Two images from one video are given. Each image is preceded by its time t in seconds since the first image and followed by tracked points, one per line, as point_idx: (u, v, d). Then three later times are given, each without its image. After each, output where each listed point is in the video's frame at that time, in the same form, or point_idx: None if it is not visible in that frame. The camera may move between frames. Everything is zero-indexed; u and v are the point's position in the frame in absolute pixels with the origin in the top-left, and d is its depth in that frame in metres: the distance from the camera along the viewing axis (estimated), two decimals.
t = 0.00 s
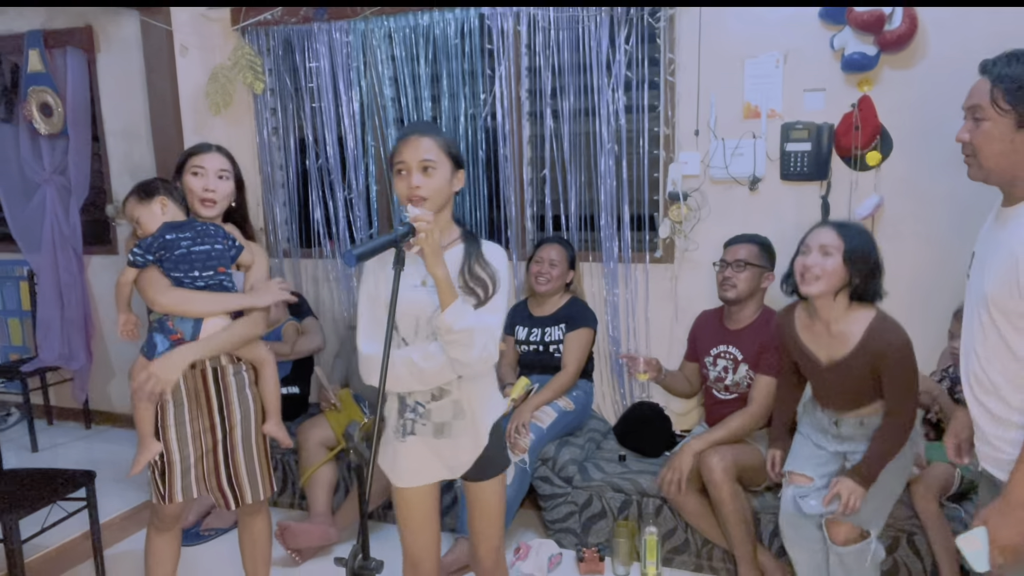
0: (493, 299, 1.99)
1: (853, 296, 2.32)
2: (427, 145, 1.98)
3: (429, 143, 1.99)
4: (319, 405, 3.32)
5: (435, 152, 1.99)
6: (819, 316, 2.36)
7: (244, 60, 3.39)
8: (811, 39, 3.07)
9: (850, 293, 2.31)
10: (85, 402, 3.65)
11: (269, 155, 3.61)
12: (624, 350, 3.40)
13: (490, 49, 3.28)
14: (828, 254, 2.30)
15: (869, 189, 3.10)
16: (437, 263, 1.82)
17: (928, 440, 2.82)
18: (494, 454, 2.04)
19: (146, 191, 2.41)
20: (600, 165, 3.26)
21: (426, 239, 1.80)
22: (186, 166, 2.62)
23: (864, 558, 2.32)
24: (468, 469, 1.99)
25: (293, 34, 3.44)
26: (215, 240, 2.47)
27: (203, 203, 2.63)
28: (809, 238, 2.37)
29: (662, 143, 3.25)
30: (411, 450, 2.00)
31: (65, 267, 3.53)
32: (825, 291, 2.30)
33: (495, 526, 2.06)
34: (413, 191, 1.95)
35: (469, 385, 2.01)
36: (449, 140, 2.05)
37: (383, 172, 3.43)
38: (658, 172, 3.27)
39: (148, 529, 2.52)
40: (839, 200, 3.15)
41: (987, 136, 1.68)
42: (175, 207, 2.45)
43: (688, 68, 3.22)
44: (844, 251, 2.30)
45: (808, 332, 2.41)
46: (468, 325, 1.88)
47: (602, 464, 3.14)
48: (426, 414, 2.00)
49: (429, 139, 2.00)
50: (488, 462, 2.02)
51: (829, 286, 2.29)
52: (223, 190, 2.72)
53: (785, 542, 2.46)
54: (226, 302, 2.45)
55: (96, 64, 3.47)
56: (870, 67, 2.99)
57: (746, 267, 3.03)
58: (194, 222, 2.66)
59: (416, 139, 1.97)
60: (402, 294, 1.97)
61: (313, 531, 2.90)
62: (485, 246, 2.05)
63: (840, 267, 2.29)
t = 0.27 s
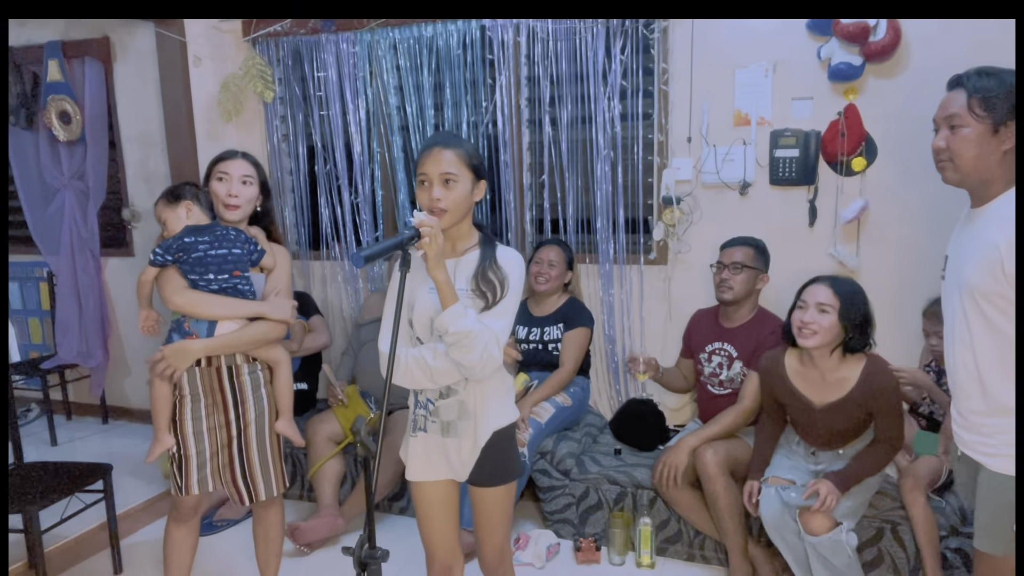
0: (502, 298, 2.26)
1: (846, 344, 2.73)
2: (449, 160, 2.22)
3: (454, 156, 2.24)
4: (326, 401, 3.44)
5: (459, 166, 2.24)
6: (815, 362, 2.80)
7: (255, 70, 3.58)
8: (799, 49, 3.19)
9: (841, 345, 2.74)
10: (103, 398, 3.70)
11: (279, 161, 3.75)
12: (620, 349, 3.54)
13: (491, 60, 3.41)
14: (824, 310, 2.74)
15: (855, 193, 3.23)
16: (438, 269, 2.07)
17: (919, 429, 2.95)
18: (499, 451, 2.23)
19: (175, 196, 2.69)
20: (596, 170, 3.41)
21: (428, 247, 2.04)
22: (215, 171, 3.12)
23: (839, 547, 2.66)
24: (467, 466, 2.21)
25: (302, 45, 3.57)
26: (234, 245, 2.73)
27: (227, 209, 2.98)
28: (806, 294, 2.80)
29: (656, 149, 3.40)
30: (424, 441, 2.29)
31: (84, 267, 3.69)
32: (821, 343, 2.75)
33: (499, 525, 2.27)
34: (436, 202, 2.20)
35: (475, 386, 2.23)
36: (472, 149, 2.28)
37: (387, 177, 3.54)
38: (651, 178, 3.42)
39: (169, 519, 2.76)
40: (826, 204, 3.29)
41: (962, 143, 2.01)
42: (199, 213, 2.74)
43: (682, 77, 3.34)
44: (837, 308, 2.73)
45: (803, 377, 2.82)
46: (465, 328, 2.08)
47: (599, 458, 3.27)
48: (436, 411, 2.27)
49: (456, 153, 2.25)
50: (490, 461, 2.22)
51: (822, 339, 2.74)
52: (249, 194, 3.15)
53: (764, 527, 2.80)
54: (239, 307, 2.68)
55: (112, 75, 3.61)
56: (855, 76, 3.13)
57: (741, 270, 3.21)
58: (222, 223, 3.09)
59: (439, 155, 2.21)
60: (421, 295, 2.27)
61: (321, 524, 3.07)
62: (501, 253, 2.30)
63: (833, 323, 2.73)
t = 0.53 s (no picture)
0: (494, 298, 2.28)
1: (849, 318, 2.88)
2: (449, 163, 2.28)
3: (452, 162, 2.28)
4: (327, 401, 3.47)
5: (457, 170, 2.28)
6: (825, 340, 2.92)
7: (256, 72, 3.59)
8: (795, 52, 3.24)
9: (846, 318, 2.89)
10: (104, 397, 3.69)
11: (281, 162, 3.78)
12: (619, 348, 3.57)
13: (491, 62, 3.44)
14: (824, 291, 2.88)
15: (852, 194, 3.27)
16: (430, 275, 2.14)
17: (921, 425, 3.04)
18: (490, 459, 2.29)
19: (188, 197, 2.74)
20: (595, 171, 3.43)
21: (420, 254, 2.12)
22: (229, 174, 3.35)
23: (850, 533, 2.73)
24: (451, 474, 2.27)
25: (304, 47, 3.60)
26: (242, 245, 2.77)
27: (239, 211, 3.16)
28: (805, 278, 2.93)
29: (654, 150, 3.42)
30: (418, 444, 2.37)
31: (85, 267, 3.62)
32: (827, 321, 2.87)
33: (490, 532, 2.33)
34: (434, 204, 2.25)
35: (466, 393, 2.28)
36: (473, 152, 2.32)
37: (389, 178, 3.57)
38: (651, 179, 3.44)
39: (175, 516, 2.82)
40: (823, 205, 3.33)
41: (959, 148, 1.95)
42: (211, 213, 2.76)
43: (680, 78, 3.37)
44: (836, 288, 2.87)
45: (814, 358, 2.93)
46: (455, 333, 2.12)
47: (598, 456, 3.31)
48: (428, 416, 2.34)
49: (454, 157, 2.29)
50: (478, 469, 2.28)
51: (828, 317, 2.86)
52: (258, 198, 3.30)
53: (767, 517, 2.86)
54: (241, 307, 2.74)
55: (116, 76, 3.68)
56: (853, 78, 3.15)
57: (742, 272, 3.22)
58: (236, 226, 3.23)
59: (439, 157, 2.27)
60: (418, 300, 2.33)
61: (325, 524, 3.12)
62: (494, 257, 2.34)
63: (835, 301, 2.88)
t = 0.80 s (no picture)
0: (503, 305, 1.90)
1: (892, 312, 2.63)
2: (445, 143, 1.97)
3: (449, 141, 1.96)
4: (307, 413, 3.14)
5: (454, 154, 1.95)
6: (867, 338, 2.65)
7: (228, 47, 3.18)
8: (826, 23, 2.90)
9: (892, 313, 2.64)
10: (60, 407, 3.55)
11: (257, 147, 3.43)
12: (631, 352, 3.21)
13: (488, 35, 3.10)
14: (869, 283, 2.61)
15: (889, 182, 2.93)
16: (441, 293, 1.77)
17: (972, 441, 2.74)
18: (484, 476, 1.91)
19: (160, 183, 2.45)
20: (605, 155, 3.07)
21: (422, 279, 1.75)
22: (204, 160, 3.02)
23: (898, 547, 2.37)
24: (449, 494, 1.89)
25: (281, 20, 3.26)
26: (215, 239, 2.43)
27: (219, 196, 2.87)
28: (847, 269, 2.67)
29: (670, 134, 3.08)
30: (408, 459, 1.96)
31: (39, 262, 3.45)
32: (872, 316, 2.60)
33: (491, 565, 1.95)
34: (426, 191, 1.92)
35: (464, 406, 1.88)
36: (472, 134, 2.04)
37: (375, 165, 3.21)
38: (665, 165, 3.11)
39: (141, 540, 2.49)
40: (858, 194, 2.99)
41: (1010, 132, 1.69)
42: (184, 204, 2.48)
43: (698, 54, 3.04)
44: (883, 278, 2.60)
45: (856, 358, 2.66)
46: (478, 355, 1.78)
47: (608, 473, 2.97)
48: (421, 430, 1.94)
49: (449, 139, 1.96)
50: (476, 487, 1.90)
51: (874, 312, 2.59)
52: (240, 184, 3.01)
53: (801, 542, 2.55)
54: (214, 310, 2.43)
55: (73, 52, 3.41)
56: (890, 54, 2.80)
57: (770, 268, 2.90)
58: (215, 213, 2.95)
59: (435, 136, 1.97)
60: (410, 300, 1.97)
61: (303, 549, 2.77)
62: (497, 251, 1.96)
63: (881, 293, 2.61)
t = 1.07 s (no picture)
0: (520, 308, 1.70)
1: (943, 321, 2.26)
2: (438, 122, 1.71)
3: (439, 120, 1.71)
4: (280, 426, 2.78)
5: (445, 135, 1.71)
6: (914, 349, 2.29)
7: (189, 13, 2.87)
8: None
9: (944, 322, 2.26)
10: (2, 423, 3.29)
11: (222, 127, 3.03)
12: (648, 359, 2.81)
13: None
14: (920, 284, 2.24)
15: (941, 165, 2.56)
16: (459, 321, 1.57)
17: None
18: (493, 493, 1.67)
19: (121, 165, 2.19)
20: (617, 136, 2.70)
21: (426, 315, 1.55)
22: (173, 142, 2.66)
23: None
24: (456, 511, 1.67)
25: None
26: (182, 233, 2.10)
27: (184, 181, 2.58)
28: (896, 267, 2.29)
29: (692, 111, 2.72)
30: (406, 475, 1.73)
31: None
32: (919, 322, 2.23)
33: None
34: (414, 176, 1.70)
35: (475, 419, 1.67)
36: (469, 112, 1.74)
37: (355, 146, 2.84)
38: (686, 147, 2.73)
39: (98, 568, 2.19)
40: (905, 179, 2.62)
41: None
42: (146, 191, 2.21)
43: (724, 21, 2.68)
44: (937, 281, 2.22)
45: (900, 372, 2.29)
46: (511, 378, 1.62)
47: (620, 496, 2.60)
48: (421, 444, 1.71)
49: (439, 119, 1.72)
50: (486, 503, 1.67)
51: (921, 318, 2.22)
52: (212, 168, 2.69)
53: None
54: (177, 313, 2.10)
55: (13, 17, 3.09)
56: (942, 20, 2.45)
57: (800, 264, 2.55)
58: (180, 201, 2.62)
59: (427, 114, 1.71)
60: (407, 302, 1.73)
61: None
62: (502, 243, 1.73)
63: (933, 296, 2.23)
